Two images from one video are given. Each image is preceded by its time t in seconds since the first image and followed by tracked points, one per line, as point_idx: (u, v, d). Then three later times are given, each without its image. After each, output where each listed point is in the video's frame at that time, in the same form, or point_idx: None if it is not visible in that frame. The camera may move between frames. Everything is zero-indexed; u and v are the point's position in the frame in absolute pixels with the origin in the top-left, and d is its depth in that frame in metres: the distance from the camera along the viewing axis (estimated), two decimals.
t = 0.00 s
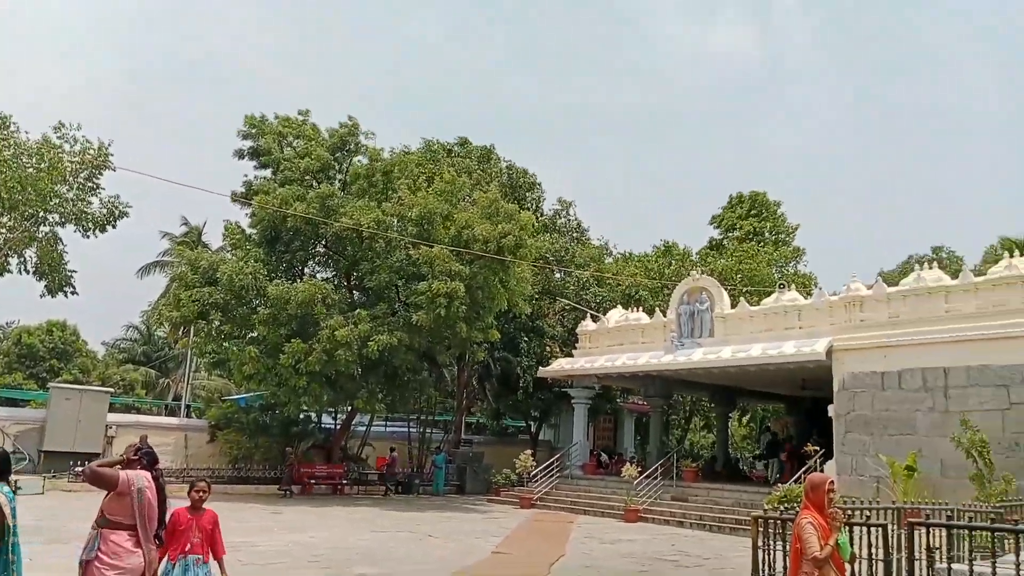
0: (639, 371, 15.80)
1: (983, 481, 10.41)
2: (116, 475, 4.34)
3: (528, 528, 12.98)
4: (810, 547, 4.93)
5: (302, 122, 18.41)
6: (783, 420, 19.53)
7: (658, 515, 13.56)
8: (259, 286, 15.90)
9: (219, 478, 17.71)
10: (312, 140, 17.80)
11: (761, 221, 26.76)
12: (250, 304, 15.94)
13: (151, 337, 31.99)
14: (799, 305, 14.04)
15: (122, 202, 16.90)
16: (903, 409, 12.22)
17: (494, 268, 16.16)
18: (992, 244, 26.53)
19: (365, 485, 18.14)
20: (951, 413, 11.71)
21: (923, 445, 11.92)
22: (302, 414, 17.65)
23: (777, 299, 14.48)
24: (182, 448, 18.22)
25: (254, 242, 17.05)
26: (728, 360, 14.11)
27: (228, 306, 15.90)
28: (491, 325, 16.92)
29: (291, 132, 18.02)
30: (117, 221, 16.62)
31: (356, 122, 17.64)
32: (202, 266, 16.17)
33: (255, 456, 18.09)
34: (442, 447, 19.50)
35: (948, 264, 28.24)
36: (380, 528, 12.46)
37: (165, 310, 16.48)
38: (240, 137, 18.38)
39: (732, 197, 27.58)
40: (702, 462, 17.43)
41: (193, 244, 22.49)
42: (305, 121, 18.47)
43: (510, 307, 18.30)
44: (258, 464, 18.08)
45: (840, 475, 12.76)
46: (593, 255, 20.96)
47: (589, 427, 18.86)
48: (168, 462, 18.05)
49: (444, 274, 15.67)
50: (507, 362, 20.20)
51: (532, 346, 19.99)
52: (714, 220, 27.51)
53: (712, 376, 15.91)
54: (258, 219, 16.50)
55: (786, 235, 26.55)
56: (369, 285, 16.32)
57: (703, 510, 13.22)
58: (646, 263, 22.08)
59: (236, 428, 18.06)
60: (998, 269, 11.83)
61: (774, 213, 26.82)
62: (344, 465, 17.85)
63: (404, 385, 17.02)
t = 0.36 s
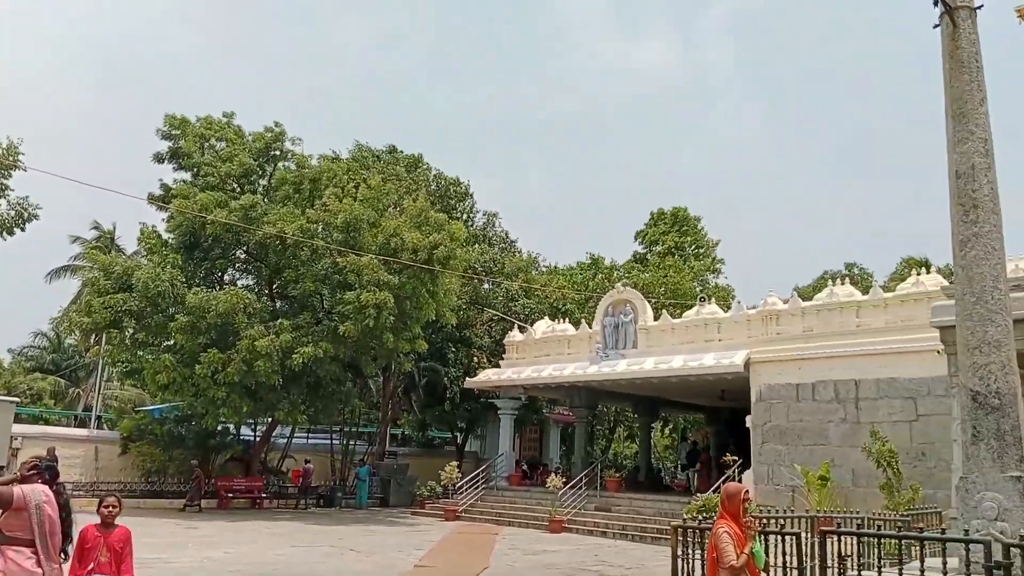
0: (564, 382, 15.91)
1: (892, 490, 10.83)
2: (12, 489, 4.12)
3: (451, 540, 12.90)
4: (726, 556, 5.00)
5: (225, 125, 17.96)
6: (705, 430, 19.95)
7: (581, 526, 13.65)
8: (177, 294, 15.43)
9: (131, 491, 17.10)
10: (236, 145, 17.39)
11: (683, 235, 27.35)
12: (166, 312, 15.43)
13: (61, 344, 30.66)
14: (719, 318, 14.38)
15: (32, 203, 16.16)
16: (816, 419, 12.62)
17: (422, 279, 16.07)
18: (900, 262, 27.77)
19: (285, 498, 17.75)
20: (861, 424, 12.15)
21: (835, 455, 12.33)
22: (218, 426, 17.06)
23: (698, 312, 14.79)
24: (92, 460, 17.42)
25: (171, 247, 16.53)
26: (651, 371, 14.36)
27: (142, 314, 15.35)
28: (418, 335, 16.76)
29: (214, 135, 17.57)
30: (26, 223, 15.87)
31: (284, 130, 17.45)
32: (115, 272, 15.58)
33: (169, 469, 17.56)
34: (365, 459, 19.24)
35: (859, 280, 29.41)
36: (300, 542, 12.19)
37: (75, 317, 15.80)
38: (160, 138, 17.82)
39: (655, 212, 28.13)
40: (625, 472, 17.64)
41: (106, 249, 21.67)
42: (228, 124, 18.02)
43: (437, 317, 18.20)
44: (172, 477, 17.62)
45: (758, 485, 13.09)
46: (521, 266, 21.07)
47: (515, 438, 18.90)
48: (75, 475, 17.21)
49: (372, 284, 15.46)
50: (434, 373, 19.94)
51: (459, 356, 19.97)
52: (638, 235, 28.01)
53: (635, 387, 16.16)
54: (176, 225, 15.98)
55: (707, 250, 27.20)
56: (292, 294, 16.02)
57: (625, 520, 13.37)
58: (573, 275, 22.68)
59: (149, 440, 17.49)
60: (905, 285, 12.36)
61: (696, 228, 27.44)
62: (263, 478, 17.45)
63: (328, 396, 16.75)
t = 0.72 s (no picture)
0: (522, 391, 15.91)
1: (842, 499, 11.00)
2: None
3: (406, 549, 12.79)
4: (678, 565, 5.00)
5: (182, 125, 17.66)
6: (661, 439, 20.12)
7: (537, 535, 13.63)
8: (130, 296, 15.11)
9: (76, 499, 16.64)
10: (194, 146, 17.12)
11: (642, 245, 27.63)
12: (117, 315, 15.11)
13: (6, 347, 29.79)
14: (675, 328, 14.54)
15: None
16: (769, 429, 12.79)
17: (382, 285, 15.92)
18: (851, 276, 28.40)
19: (236, 506, 17.44)
20: (813, 434, 12.35)
21: (787, 465, 12.50)
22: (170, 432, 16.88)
23: (655, 322, 14.92)
24: (37, 466, 16.88)
25: (124, 249, 16.18)
26: (608, 380, 14.42)
27: (92, 317, 15.00)
28: (376, 342, 16.62)
29: (171, 135, 17.28)
30: None
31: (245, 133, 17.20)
32: (65, 274, 15.19)
33: (117, 476, 17.17)
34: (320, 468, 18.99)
35: (810, 293, 30.00)
36: (252, 551, 11.98)
37: (21, 318, 15.37)
38: (116, 136, 17.45)
39: (614, 222, 28.37)
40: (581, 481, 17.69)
41: (56, 250, 21.14)
42: (186, 124, 17.73)
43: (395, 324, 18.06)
44: (121, 484, 17.20)
45: (712, 493, 13.23)
46: (481, 272, 21.07)
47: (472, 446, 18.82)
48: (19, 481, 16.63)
49: (330, 289, 15.30)
50: (391, 380, 19.78)
51: (418, 363, 19.78)
52: (597, 245, 28.22)
53: (592, 396, 16.24)
54: (130, 227, 15.63)
55: (665, 261, 27.50)
56: (247, 298, 15.78)
57: (581, 529, 13.39)
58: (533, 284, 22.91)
59: (97, 447, 17.06)
60: (857, 299, 12.62)
61: (654, 239, 27.74)
62: (214, 486, 17.14)
63: (282, 402, 16.52)
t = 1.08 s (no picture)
0: (480, 400, 15.85)
1: (793, 510, 11.16)
2: None
3: (359, 560, 12.64)
4: None
5: (139, 126, 17.34)
6: (616, 449, 20.22)
7: (492, 545, 13.57)
8: (80, 299, 14.73)
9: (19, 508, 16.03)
10: (151, 147, 16.80)
11: (602, 256, 27.80)
12: (66, 318, 14.72)
13: None
14: (632, 339, 14.61)
15: None
16: (723, 440, 12.92)
17: (339, 291, 15.72)
18: (805, 290, 28.95)
19: (185, 516, 17.06)
20: (765, 445, 12.50)
21: (740, 476, 12.64)
22: (118, 439, 16.46)
23: (613, 333, 14.98)
24: None
25: (75, 251, 15.79)
26: (566, 390, 14.45)
27: (40, 320, 14.61)
28: (331, 349, 16.45)
29: (127, 136, 16.96)
30: None
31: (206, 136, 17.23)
32: (12, 276, 14.77)
33: (62, 484, 16.66)
34: (272, 477, 18.68)
35: (765, 306, 30.52)
36: (200, 562, 11.73)
37: None
38: (70, 135, 17.05)
39: (575, 232, 28.50)
40: (537, 491, 17.69)
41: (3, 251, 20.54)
42: (144, 125, 17.41)
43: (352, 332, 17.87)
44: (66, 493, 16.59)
45: (666, 504, 13.32)
46: (441, 281, 20.99)
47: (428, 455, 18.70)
48: None
49: (286, 294, 15.10)
50: (347, 388, 19.57)
51: (374, 371, 19.72)
52: (557, 254, 28.32)
53: (550, 406, 16.24)
54: (81, 228, 15.26)
55: (624, 272, 27.73)
56: (201, 303, 15.50)
57: (536, 540, 13.36)
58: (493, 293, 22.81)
59: (42, 454, 16.57)
60: (809, 312, 12.81)
61: (613, 250, 27.95)
62: (163, 495, 16.77)
63: (235, 410, 16.25)
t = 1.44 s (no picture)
0: (439, 415, 15.76)
1: (749, 525, 11.27)
2: None
3: None
4: None
5: (98, 134, 17.03)
6: (575, 464, 20.26)
7: (450, 561, 13.48)
8: (29, 308, 14.37)
9: None
10: (110, 154, 16.51)
11: (564, 272, 27.95)
12: (14, 328, 14.35)
13: None
14: (592, 354, 14.70)
15: None
16: (680, 455, 13.02)
17: (295, 304, 15.58)
18: (762, 308, 29.41)
19: (135, 532, 16.66)
20: (721, 460, 12.62)
21: (697, 491, 12.73)
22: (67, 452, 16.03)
23: (573, 348, 15.04)
24: None
25: (26, 259, 15.42)
26: (525, 405, 14.45)
27: None
28: (288, 363, 16.26)
29: (85, 143, 16.63)
30: None
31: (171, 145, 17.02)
32: None
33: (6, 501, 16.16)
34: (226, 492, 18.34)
35: (723, 323, 30.93)
36: None
37: None
38: (24, 140, 16.69)
39: (538, 247, 28.60)
40: (496, 506, 17.62)
41: None
42: (102, 132, 17.11)
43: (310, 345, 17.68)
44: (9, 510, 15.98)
45: (624, 519, 13.36)
46: (401, 294, 20.92)
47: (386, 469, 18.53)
48: None
49: (241, 306, 14.90)
50: (304, 402, 19.38)
51: (332, 386, 19.60)
52: (520, 268, 28.35)
53: (510, 421, 16.22)
54: (34, 235, 14.92)
55: (586, 287, 27.88)
56: (154, 315, 15.22)
57: (494, 555, 13.30)
58: (454, 307, 22.75)
59: None
60: (764, 329, 13.02)
61: (575, 265, 28.10)
62: (112, 511, 16.36)
63: (189, 424, 15.96)
